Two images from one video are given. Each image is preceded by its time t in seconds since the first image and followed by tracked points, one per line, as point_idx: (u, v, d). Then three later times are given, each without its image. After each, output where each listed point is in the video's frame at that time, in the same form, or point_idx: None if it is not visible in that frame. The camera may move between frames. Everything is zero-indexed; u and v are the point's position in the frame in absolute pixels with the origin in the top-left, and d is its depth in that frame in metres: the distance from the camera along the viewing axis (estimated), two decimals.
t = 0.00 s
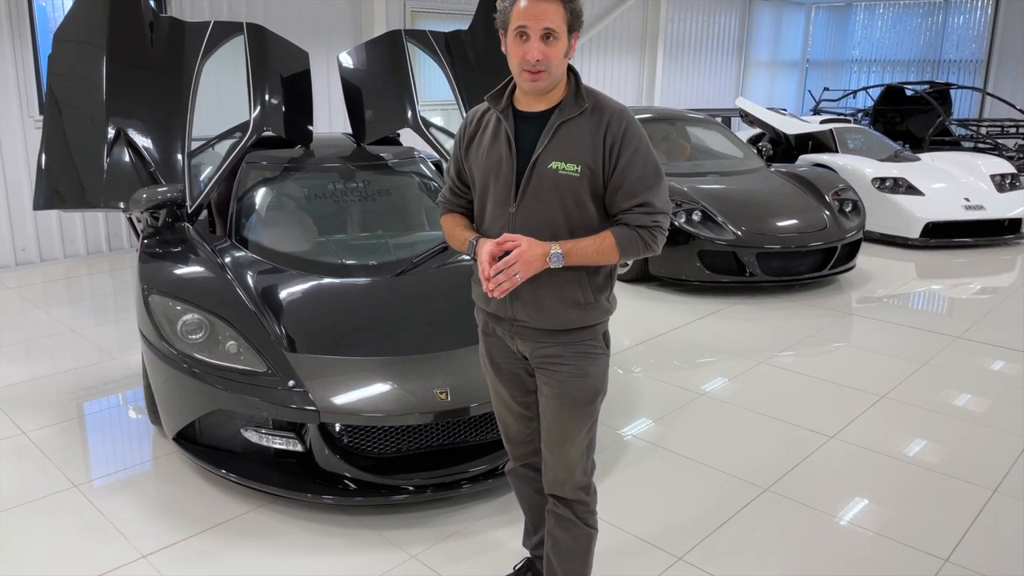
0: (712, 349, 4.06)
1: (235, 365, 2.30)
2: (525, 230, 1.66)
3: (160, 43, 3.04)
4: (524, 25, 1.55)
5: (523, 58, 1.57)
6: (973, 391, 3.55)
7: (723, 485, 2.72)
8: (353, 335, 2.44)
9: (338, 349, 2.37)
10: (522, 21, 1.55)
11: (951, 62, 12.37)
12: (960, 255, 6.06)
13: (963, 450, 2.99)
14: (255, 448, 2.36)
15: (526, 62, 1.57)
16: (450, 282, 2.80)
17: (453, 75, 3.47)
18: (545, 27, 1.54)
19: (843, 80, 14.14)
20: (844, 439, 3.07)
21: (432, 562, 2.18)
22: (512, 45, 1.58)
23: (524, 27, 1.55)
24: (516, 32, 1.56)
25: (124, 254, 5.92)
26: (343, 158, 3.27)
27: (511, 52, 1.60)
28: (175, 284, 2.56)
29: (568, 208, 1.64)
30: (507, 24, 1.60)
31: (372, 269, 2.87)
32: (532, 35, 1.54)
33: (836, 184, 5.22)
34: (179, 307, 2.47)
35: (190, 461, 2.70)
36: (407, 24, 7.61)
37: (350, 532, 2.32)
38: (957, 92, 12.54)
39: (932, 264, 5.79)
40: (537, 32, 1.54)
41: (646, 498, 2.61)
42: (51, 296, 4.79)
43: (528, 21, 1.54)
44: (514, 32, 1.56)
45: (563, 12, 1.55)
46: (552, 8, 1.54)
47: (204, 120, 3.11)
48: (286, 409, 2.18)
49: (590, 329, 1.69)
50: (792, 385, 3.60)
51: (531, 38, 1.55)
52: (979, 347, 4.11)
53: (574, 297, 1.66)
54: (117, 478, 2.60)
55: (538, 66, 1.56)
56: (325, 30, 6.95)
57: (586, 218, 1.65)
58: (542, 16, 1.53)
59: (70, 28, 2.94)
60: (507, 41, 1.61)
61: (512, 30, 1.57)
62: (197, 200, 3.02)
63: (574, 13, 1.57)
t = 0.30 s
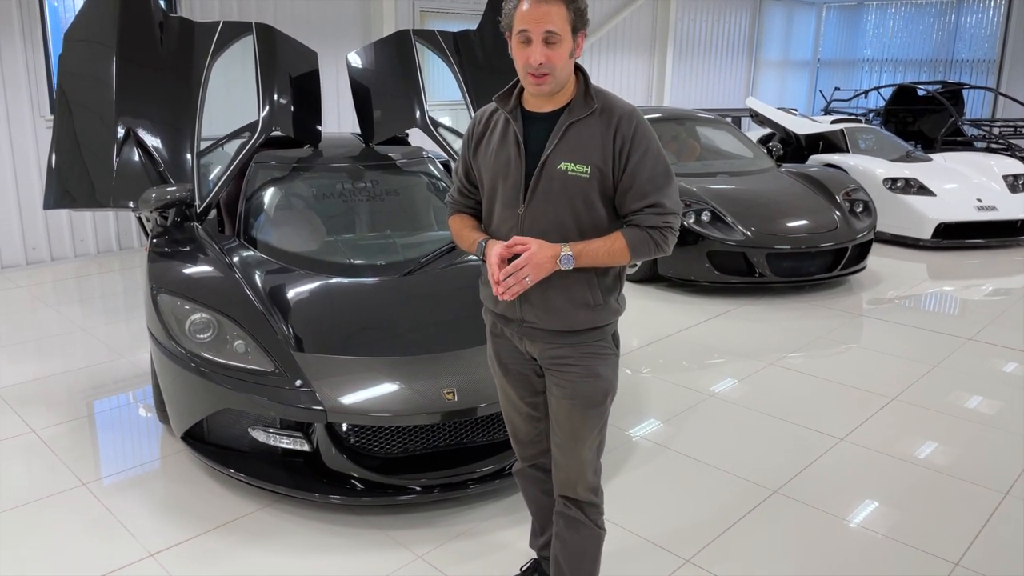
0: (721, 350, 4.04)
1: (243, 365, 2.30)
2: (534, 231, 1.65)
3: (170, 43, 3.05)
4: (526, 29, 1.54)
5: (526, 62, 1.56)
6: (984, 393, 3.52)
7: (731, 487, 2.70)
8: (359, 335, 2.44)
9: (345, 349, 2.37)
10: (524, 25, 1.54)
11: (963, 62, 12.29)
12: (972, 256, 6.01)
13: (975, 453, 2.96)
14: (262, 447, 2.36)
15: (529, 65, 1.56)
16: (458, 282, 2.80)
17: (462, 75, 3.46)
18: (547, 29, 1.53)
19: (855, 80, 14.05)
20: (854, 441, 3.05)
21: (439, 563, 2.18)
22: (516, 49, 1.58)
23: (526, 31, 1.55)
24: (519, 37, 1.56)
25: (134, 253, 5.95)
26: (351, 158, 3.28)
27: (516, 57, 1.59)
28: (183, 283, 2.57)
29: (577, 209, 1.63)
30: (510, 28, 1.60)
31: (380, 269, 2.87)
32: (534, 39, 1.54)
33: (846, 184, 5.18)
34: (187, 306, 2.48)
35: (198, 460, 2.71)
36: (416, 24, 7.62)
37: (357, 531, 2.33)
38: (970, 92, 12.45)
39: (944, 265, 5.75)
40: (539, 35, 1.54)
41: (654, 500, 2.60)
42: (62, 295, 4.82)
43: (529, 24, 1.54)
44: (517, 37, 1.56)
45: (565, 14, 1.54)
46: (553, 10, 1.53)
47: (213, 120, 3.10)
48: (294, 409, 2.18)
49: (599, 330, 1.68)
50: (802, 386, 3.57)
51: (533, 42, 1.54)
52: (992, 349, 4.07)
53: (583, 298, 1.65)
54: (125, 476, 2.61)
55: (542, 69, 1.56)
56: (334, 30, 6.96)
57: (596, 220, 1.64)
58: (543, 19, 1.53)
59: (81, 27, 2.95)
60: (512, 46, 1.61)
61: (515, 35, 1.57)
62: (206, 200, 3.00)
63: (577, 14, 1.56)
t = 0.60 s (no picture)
0: (731, 352, 4.02)
1: (251, 365, 2.30)
2: (543, 233, 1.65)
3: (180, 43, 3.06)
4: (524, 31, 1.54)
5: (526, 65, 1.56)
6: (997, 395, 3.49)
7: (741, 489, 2.68)
8: (365, 336, 2.44)
9: (353, 350, 2.37)
10: (522, 28, 1.54)
11: (976, 62, 12.21)
12: (984, 257, 5.96)
13: (987, 456, 2.94)
14: (270, 447, 2.36)
15: (528, 69, 1.56)
16: (466, 283, 2.80)
17: (471, 76, 3.46)
18: (545, 32, 1.52)
19: (866, 80, 13.97)
20: (865, 444, 3.02)
21: (447, 564, 2.17)
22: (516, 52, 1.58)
23: (524, 34, 1.54)
24: (518, 40, 1.56)
25: (144, 253, 5.98)
26: (360, 158, 3.28)
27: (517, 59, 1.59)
28: (192, 283, 2.58)
29: (586, 211, 1.62)
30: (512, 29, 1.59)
31: (388, 269, 2.87)
32: (532, 41, 1.53)
33: (858, 185, 5.15)
34: (195, 306, 2.49)
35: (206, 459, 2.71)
36: (425, 24, 7.63)
37: (365, 532, 2.32)
38: (983, 92, 12.37)
39: (956, 267, 5.70)
40: (537, 38, 1.53)
41: (663, 502, 2.58)
42: (72, 294, 4.84)
43: (527, 27, 1.53)
44: (516, 39, 1.56)
45: (565, 15, 1.53)
46: (551, 12, 1.51)
47: (223, 120, 3.10)
48: (302, 409, 2.18)
49: (609, 332, 1.67)
50: (812, 389, 3.55)
51: (531, 45, 1.54)
52: (1004, 351, 4.04)
53: (593, 301, 1.65)
54: (134, 475, 2.62)
55: (541, 71, 1.55)
56: (344, 30, 6.98)
57: (605, 222, 1.64)
58: (541, 21, 1.51)
59: (91, 27, 2.96)
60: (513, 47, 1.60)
61: (515, 38, 1.56)
62: (216, 199, 3.00)
63: (578, 14, 1.54)
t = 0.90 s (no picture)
0: (740, 353, 4.00)
1: (258, 363, 2.31)
2: (552, 235, 1.64)
3: (189, 42, 3.07)
4: (545, 18, 1.52)
5: (544, 54, 1.54)
6: (1009, 398, 3.46)
7: (749, 491, 2.67)
8: (372, 335, 2.44)
9: (360, 349, 2.37)
10: (542, 15, 1.52)
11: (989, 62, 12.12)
12: (997, 258, 5.91)
13: (999, 459, 2.91)
14: (277, 446, 2.36)
15: (547, 57, 1.54)
16: (474, 282, 2.80)
17: (479, 75, 3.46)
18: (566, 19, 1.51)
19: (878, 80, 13.88)
20: (875, 446, 3.00)
21: (453, 564, 2.17)
22: (533, 41, 1.56)
23: (545, 21, 1.53)
24: (536, 27, 1.54)
25: (153, 251, 6.00)
26: (368, 157, 3.28)
27: (533, 49, 1.57)
28: (201, 281, 2.59)
29: (596, 212, 1.61)
30: (527, 21, 1.58)
31: (396, 268, 2.87)
32: (553, 28, 1.52)
33: (869, 186, 5.12)
34: (203, 304, 2.49)
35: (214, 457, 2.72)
36: (434, 23, 7.63)
37: (371, 531, 2.32)
38: (995, 92, 12.28)
39: (968, 268, 5.66)
40: (558, 25, 1.52)
41: (671, 504, 2.57)
42: (82, 292, 4.87)
43: (549, 13, 1.52)
44: (535, 26, 1.54)
45: (585, 5, 1.53)
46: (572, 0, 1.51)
47: (231, 119, 3.12)
48: (309, 408, 2.18)
49: (619, 335, 1.66)
50: (822, 390, 3.53)
51: (551, 32, 1.52)
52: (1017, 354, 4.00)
53: (602, 303, 1.64)
54: (143, 473, 2.63)
55: (560, 60, 1.53)
56: (353, 30, 6.99)
57: (615, 223, 1.63)
58: (563, 8, 1.51)
59: (101, 27, 2.98)
60: (528, 39, 1.59)
61: (533, 26, 1.55)
62: (223, 199, 3.08)
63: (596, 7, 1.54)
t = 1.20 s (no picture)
0: (748, 355, 3.98)
1: (264, 363, 2.32)
2: (561, 235, 1.63)
3: (198, 43, 3.08)
4: (557, 31, 1.51)
5: (557, 67, 1.53)
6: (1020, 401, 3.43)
7: (757, 494, 2.66)
8: (378, 335, 2.44)
9: (367, 351, 2.37)
10: (554, 27, 1.51)
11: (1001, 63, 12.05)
12: (1009, 260, 5.87)
13: (1010, 463, 2.89)
14: (284, 446, 2.37)
15: (560, 70, 1.53)
16: (481, 283, 2.79)
17: (487, 75, 3.46)
18: (580, 33, 1.50)
19: (889, 81, 13.80)
20: (884, 449, 2.98)
21: (459, 565, 2.17)
22: (545, 51, 1.54)
23: (558, 34, 1.51)
24: (548, 39, 1.52)
25: (162, 251, 6.03)
26: (376, 157, 3.28)
27: (544, 59, 1.56)
28: (208, 281, 2.60)
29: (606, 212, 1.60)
30: (538, 28, 1.56)
31: (402, 269, 2.87)
32: (566, 41, 1.51)
33: (879, 187, 5.08)
34: (210, 304, 2.51)
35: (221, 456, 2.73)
36: (443, 24, 7.64)
37: (377, 532, 2.33)
38: (1008, 93, 12.21)
39: (979, 270, 5.62)
40: (571, 39, 1.51)
41: (678, 506, 2.56)
42: (92, 291, 4.90)
43: (562, 26, 1.50)
44: (547, 38, 1.53)
45: (597, 15, 1.51)
46: (585, 13, 1.50)
47: (240, 120, 3.10)
48: (315, 408, 2.19)
49: (631, 337, 1.66)
50: (831, 393, 3.51)
51: (565, 45, 1.51)
52: None
53: (615, 305, 1.62)
54: (151, 472, 2.64)
55: (573, 74, 1.52)
56: (362, 31, 7.00)
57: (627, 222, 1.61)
58: (577, 22, 1.49)
59: (110, 27, 3.00)
60: (539, 46, 1.57)
61: (544, 37, 1.53)
62: (231, 198, 3.01)
63: (607, 13, 1.53)
